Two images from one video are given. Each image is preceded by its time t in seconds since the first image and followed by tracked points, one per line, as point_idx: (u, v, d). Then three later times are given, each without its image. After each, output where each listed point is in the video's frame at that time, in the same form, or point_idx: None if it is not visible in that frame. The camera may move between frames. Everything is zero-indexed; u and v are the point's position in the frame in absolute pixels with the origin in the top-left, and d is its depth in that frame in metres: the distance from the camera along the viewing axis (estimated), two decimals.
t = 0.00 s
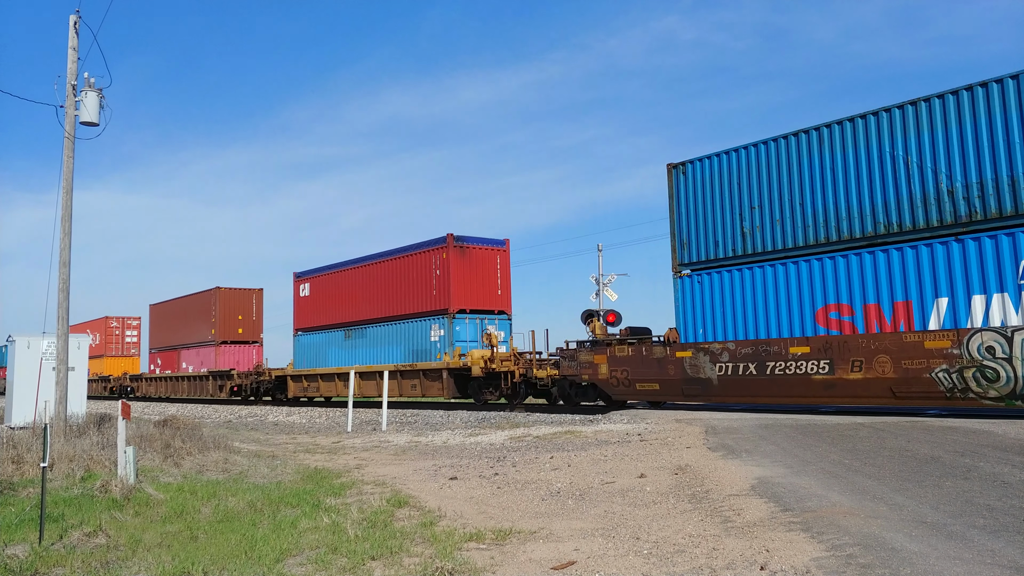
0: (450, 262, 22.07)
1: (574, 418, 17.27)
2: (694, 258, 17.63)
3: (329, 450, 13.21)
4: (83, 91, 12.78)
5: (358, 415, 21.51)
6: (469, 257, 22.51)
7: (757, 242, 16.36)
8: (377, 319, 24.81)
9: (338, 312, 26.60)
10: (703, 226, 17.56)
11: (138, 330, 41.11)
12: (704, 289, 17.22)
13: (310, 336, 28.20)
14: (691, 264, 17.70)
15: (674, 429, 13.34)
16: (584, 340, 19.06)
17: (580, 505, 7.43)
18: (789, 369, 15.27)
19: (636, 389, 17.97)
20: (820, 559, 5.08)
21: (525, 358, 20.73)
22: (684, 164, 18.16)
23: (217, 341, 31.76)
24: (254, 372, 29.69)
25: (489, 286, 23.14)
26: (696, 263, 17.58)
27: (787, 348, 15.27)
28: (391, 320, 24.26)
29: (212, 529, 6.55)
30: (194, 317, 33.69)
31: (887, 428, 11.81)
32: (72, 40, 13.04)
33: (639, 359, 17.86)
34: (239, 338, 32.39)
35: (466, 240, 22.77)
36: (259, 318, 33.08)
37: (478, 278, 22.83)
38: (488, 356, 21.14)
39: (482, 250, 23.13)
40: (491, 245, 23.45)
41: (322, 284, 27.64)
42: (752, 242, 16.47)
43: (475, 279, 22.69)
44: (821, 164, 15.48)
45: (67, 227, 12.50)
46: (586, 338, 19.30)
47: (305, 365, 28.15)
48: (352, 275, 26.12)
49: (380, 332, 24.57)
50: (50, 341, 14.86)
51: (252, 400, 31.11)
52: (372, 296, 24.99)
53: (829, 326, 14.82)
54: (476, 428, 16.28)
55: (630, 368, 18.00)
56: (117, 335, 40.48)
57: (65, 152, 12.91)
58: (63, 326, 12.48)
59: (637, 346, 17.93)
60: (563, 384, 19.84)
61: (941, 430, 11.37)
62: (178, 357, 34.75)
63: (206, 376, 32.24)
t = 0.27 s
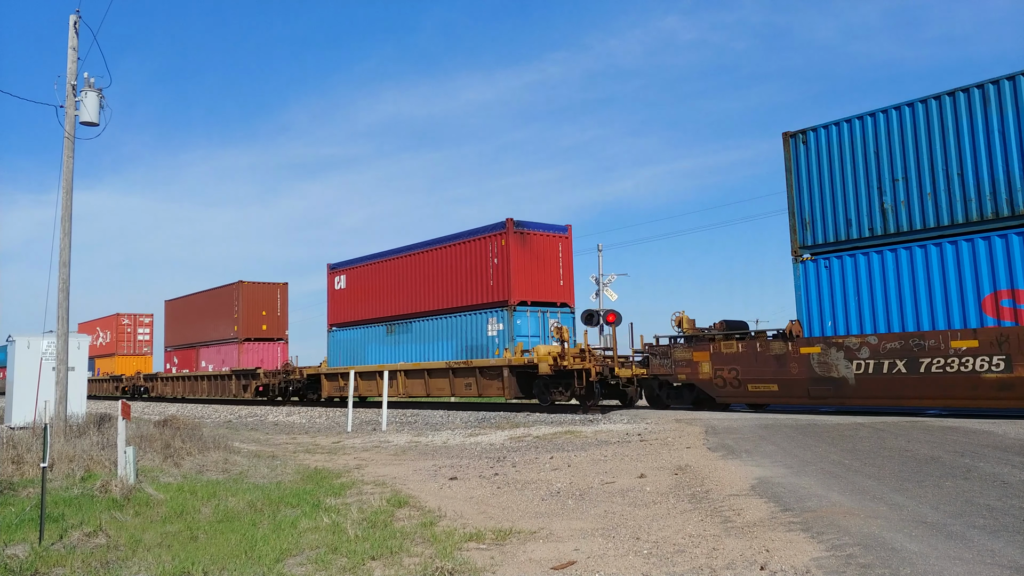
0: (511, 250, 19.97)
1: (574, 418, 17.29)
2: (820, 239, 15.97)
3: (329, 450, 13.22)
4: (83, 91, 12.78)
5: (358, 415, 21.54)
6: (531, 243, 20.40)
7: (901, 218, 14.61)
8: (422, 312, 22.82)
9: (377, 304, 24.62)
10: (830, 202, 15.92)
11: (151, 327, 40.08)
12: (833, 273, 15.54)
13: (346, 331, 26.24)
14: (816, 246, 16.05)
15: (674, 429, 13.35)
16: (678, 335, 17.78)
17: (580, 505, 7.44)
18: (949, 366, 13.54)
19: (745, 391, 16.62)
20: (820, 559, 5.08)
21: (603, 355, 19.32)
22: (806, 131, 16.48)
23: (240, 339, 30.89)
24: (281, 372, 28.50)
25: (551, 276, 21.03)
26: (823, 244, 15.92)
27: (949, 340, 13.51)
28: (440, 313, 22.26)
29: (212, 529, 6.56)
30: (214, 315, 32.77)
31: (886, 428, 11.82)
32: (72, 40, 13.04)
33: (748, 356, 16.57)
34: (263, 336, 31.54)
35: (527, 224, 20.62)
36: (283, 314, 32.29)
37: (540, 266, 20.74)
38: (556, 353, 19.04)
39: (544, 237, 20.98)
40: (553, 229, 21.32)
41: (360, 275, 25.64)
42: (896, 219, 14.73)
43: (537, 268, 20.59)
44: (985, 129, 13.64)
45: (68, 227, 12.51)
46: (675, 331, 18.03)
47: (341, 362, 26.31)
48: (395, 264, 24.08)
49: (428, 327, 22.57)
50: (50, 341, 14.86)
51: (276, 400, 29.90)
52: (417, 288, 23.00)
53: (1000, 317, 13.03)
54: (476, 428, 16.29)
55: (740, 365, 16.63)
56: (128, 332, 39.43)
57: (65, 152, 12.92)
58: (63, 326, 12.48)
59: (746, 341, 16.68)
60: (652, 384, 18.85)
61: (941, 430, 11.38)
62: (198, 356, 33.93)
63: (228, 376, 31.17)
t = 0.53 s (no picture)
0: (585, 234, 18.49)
1: (573, 418, 17.30)
2: (987, 216, 13.74)
3: (329, 450, 13.21)
4: (83, 91, 12.78)
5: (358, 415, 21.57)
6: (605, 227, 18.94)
7: None
8: (478, 305, 21.25)
9: (426, 297, 23.01)
10: (1000, 171, 13.62)
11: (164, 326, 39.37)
12: (1002, 256, 13.35)
13: (388, 325, 24.64)
14: (978, 224, 13.87)
15: (674, 429, 13.35)
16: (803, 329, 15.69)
17: (580, 504, 7.44)
18: None
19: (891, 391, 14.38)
20: (820, 559, 5.08)
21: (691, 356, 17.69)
22: (967, 89, 14.15)
23: (266, 335, 29.56)
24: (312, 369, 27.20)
25: (625, 265, 19.54)
26: (987, 223, 13.74)
27: None
28: (498, 306, 20.70)
29: (212, 529, 6.56)
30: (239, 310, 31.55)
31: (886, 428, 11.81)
32: (72, 40, 13.03)
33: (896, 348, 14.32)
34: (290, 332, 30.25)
35: (600, 207, 19.13)
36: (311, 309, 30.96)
37: (614, 253, 19.23)
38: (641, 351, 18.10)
39: (618, 220, 19.48)
40: (627, 212, 19.83)
41: (405, 266, 24.10)
42: None
43: (611, 255, 19.10)
44: None
45: (68, 227, 12.51)
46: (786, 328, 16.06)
47: (381, 359, 24.74)
48: (445, 253, 22.56)
49: (485, 321, 21.01)
50: (50, 341, 14.85)
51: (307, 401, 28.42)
52: (471, 278, 21.49)
53: None
54: (476, 428, 16.30)
55: (886, 363, 14.38)
56: (141, 331, 38.81)
57: (65, 152, 12.92)
58: (63, 326, 12.48)
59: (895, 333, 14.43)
60: (768, 385, 16.54)
61: (940, 430, 11.38)
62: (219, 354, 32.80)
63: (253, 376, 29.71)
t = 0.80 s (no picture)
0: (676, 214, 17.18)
1: (573, 418, 17.33)
2: None
3: (330, 450, 13.23)
4: (83, 91, 12.78)
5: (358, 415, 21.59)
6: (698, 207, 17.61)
7: None
8: (551, 297, 19.95)
9: (488, 289, 21.73)
10: None
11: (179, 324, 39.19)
12: None
13: (442, 319, 23.40)
14: None
15: (674, 429, 13.36)
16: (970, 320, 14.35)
17: (580, 505, 7.44)
18: None
19: None
20: (820, 559, 5.08)
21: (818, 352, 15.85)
22: None
23: (297, 332, 28.68)
24: (349, 368, 25.69)
25: (721, 250, 18.12)
26: None
27: None
28: (573, 296, 19.42)
29: (212, 529, 6.56)
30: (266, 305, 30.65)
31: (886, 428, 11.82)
32: (72, 40, 13.04)
33: None
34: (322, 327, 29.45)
35: (692, 185, 17.80)
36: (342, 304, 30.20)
37: (708, 236, 17.86)
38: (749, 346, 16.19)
39: (711, 200, 18.09)
40: (721, 192, 18.43)
41: (462, 256, 22.86)
42: None
43: (705, 238, 17.72)
44: None
45: (68, 227, 12.51)
46: (944, 320, 14.78)
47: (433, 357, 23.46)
48: (509, 241, 21.33)
49: (558, 314, 19.73)
50: (50, 340, 14.86)
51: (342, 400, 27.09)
52: (540, 267, 20.26)
53: None
54: (476, 428, 16.32)
55: None
56: (157, 328, 38.64)
57: (65, 152, 12.92)
58: (63, 326, 12.48)
59: None
60: (921, 385, 15.00)
61: (940, 430, 11.39)
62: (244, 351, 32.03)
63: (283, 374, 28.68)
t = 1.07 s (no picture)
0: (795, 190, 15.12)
1: (573, 418, 17.32)
2: None
3: (330, 450, 13.22)
4: (83, 91, 12.78)
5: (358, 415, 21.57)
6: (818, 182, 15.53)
7: None
8: (637, 286, 17.89)
9: (560, 279, 19.70)
10: None
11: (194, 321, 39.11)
12: None
13: (502, 313, 21.36)
14: None
15: (674, 429, 13.35)
16: None
17: (580, 504, 7.44)
18: None
19: None
20: (820, 559, 5.08)
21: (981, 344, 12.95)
22: None
23: (331, 328, 27.53)
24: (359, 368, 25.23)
25: (840, 231, 16.02)
26: None
27: None
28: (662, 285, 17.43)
29: (212, 529, 6.56)
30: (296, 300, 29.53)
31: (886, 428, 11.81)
32: (72, 40, 13.04)
33: None
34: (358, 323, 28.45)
35: (811, 157, 15.70)
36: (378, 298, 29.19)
37: (827, 216, 15.78)
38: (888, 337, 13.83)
39: (830, 174, 16.00)
40: (839, 164, 16.30)
41: (526, 243, 20.84)
42: None
43: (823, 217, 15.63)
44: None
45: (67, 227, 12.51)
46: None
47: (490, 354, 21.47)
48: (582, 225, 19.31)
49: (642, 306, 17.69)
50: (50, 341, 14.87)
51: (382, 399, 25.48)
52: (623, 253, 18.23)
53: None
54: (476, 428, 16.31)
55: None
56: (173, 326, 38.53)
57: (65, 152, 12.92)
58: (63, 326, 12.48)
59: None
60: None
61: (940, 430, 11.38)
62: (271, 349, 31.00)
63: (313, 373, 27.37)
